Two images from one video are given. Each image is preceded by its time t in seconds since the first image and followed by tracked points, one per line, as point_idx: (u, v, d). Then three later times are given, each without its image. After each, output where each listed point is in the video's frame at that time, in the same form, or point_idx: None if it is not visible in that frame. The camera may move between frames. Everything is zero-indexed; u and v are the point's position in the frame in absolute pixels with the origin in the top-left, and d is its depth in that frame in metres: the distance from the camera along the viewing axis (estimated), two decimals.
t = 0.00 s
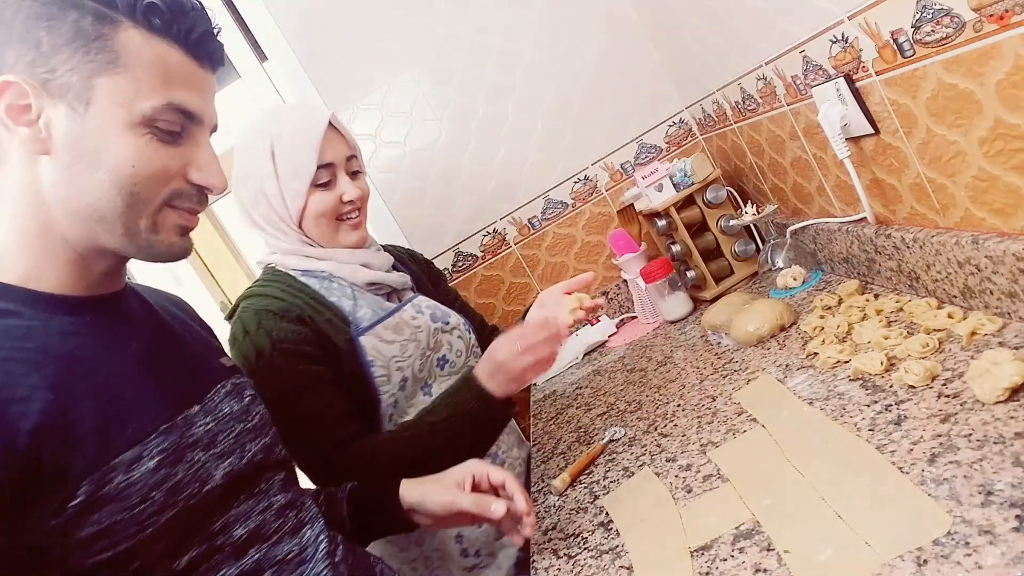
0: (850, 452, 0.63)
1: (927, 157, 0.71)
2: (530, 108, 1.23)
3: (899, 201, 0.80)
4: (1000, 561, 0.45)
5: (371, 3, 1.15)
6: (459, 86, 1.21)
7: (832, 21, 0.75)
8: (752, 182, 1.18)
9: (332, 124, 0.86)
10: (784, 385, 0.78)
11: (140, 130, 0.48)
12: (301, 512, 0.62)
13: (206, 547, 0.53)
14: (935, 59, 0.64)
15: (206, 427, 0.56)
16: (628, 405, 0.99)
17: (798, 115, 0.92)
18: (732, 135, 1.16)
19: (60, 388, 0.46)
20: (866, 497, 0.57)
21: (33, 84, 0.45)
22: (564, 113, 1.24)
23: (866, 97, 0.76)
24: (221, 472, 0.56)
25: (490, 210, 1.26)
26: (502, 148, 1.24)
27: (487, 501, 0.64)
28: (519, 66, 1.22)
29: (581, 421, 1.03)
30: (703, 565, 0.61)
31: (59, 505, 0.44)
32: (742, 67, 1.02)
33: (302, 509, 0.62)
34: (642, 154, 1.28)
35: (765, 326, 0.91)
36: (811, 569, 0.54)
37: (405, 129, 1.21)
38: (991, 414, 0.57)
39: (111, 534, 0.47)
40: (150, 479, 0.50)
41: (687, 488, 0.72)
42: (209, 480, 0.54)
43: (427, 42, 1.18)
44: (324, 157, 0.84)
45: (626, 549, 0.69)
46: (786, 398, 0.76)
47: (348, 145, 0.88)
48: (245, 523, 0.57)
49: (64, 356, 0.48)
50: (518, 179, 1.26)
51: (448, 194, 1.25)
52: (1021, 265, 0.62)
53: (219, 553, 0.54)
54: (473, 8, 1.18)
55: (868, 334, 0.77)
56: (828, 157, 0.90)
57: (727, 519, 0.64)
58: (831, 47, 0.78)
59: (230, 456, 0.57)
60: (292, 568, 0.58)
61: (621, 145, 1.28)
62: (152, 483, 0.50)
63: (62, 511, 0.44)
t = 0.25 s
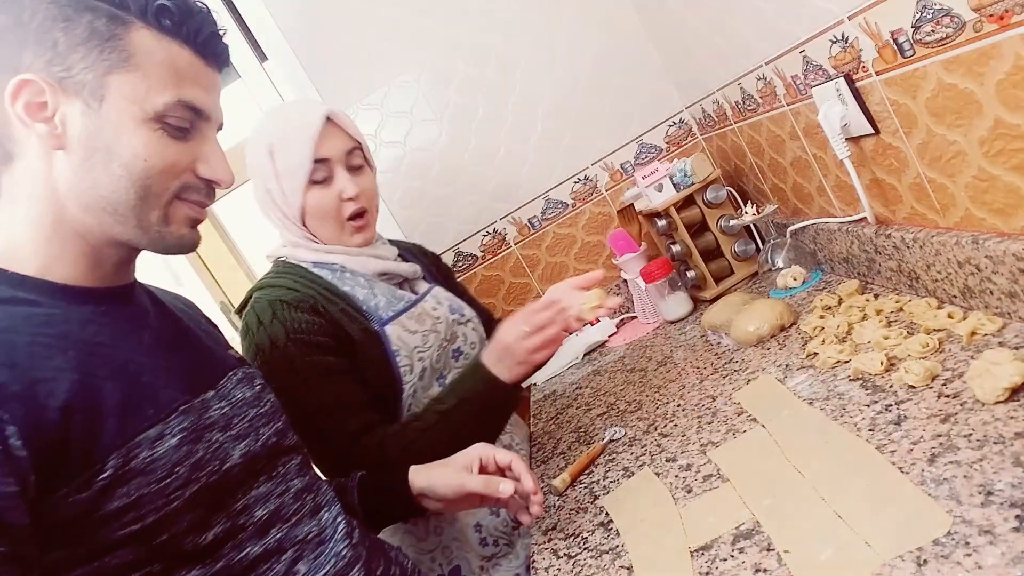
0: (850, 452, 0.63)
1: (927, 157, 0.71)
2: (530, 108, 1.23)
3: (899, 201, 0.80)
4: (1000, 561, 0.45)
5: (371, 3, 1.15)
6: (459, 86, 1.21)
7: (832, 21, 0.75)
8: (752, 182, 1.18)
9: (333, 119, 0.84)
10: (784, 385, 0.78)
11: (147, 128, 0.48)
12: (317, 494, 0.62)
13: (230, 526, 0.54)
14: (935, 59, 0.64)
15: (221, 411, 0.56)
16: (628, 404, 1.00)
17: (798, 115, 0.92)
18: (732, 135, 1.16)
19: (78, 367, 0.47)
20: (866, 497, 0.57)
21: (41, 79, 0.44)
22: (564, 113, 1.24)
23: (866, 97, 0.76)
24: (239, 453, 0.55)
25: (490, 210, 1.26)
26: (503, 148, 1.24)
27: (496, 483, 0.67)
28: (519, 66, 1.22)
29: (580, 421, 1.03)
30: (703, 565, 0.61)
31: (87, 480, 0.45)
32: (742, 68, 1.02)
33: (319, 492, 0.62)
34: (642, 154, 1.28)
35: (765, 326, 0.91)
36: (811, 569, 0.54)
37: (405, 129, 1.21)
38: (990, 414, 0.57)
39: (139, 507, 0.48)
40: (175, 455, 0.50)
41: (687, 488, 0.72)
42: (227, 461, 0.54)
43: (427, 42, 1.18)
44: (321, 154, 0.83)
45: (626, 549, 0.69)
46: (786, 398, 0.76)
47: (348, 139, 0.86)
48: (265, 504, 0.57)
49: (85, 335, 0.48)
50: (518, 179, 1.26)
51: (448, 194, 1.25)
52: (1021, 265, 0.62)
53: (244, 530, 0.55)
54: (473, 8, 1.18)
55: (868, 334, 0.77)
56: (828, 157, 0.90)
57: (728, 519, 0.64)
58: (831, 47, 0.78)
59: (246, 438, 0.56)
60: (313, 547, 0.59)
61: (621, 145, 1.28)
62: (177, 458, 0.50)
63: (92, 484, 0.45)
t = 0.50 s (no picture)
0: (850, 452, 0.63)
1: (927, 157, 0.71)
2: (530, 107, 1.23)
3: (899, 201, 0.80)
4: (1000, 561, 0.45)
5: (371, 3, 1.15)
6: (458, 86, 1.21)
7: (832, 21, 0.75)
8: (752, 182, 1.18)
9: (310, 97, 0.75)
10: (784, 385, 0.78)
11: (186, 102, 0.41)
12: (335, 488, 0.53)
13: (249, 516, 0.45)
14: (935, 59, 0.64)
15: (261, 405, 0.48)
16: (629, 405, 1.00)
17: (798, 114, 0.92)
18: (732, 135, 1.16)
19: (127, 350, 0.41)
20: (866, 497, 0.57)
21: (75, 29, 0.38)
22: (564, 113, 1.24)
23: (866, 97, 0.76)
24: (271, 448, 0.47)
25: (490, 210, 1.26)
26: (503, 148, 1.24)
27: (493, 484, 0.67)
28: (519, 66, 1.22)
29: (581, 421, 1.03)
30: (703, 565, 0.61)
31: (130, 461, 0.39)
32: (742, 67, 1.02)
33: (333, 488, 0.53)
34: (642, 154, 1.28)
35: (765, 326, 0.91)
36: (811, 569, 0.54)
37: (405, 129, 1.21)
38: (990, 414, 0.57)
39: (180, 496, 0.41)
40: (213, 447, 0.43)
41: (687, 488, 0.72)
42: (259, 454, 0.46)
43: (427, 42, 1.18)
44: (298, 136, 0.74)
45: (626, 549, 0.69)
46: (785, 398, 0.76)
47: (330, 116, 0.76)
48: (285, 495, 0.48)
49: (139, 322, 0.42)
50: (518, 179, 1.26)
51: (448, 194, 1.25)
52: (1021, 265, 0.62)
53: (263, 518, 0.46)
54: (473, 8, 1.18)
55: (868, 334, 0.77)
56: (828, 157, 0.90)
57: (728, 519, 0.64)
58: (831, 47, 0.78)
59: (282, 433, 0.49)
60: (327, 539, 0.50)
61: (621, 145, 1.28)
62: (216, 450, 0.43)
63: (135, 466, 0.39)
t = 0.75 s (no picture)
0: (849, 452, 0.63)
1: (927, 157, 0.71)
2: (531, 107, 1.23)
3: (899, 201, 0.80)
4: (1000, 561, 0.45)
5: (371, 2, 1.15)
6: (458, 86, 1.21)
7: (832, 21, 0.76)
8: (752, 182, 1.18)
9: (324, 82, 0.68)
10: (784, 385, 0.78)
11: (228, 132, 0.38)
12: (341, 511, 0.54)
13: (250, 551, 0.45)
14: (935, 59, 0.64)
15: (287, 434, 0.48)
16: (629, 405, 0.99)
17: (798, 114, 0.92)
18: (732, 135, 1.16)
19: (154, 392, 0.40)
20: (867, 497, 0.57)
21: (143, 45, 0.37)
22: (564, 113, 1.24)
23: (866, 97, 0.76)
24: (286, 485, 0.47)
25: (490, 210, 1.26)
26: (502, 148, 1.24)
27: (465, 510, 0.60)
28: (519, 66, 1.22)
29: (581, 421, 1.03)
30: (702, 565, 0.61)
31: (150, 503, 0.39)
32: (741, 68, 1.02)
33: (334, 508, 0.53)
34: (642, 154, 1.28)
35: (765, 326, 0.91)
36: (811, 569, 0.54)
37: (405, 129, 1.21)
38: (990, 414, 0.57)
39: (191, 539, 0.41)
40: (228, 490, 0.43)
41: (687, 488, 0.72)
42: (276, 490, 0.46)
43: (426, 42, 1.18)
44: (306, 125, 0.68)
45: (626, 549, 0.69)
46: (785, 398, 0.76)
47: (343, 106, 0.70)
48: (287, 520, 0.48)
49: (173, 353, 0.42)
50: (518, 179, 1.26)
51: (448, 194, 1.25)
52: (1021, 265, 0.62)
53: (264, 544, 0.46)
54: (472, 7, 1.18)
55: (868, 334, 0.77)
56: (828, 157, 0.90)
57: (728, 519, 0.64)
58: (831, 47, 0.78)
59: (299, 466, 0.48)
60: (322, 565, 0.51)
61: (621, 145, 1.28)
62: (229, 493, 0.43)
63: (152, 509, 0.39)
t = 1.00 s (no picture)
0: (849, 452, 0.63)
1: (927, 158, 0.71)
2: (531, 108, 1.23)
3: (899, 201, 0.80)
4: (1000, 561, 0.45)
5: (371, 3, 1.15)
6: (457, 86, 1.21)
7: (832, 21, 0.76)
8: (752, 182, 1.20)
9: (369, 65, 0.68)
10: (784, 385, 0.78)
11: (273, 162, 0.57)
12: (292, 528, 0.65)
13: None
14: (935, 59, 0.64)
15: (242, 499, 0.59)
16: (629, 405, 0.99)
17: (798, 115, 0.92)
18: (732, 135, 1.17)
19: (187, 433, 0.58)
20: (867, 496, 0.57)
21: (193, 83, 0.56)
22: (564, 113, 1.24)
23: (866, 97, 0.76)
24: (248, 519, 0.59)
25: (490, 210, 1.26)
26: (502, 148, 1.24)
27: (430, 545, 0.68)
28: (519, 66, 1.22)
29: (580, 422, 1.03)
30: (702, 565, 0.61)
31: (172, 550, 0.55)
32: (742, 68, 1.02)
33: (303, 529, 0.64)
34: (642, 154, 1.29)
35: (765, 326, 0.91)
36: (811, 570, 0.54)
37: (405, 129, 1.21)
38: (990, 414, 0.57)
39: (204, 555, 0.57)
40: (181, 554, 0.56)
41: (687, 489, 0.72)
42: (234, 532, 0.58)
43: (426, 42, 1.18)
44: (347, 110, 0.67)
45: (626, 550, 0.69)
46: (786, 398, 0.76)
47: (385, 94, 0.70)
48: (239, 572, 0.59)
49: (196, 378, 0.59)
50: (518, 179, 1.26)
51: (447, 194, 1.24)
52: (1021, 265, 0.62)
53: None
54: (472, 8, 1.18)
55: (868, 334, 0.77)
56: (828, 157, 0.90)
57: (728, 519, 0.64)
58: (831, 47, 0.78)
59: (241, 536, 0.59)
60: None
61: (622, 145, 1.28)
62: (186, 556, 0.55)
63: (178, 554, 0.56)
